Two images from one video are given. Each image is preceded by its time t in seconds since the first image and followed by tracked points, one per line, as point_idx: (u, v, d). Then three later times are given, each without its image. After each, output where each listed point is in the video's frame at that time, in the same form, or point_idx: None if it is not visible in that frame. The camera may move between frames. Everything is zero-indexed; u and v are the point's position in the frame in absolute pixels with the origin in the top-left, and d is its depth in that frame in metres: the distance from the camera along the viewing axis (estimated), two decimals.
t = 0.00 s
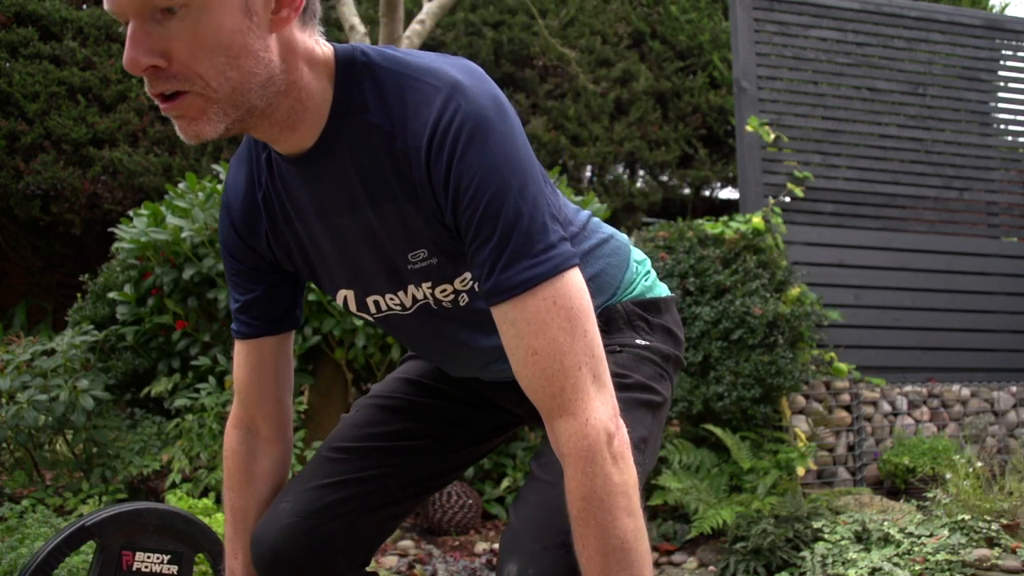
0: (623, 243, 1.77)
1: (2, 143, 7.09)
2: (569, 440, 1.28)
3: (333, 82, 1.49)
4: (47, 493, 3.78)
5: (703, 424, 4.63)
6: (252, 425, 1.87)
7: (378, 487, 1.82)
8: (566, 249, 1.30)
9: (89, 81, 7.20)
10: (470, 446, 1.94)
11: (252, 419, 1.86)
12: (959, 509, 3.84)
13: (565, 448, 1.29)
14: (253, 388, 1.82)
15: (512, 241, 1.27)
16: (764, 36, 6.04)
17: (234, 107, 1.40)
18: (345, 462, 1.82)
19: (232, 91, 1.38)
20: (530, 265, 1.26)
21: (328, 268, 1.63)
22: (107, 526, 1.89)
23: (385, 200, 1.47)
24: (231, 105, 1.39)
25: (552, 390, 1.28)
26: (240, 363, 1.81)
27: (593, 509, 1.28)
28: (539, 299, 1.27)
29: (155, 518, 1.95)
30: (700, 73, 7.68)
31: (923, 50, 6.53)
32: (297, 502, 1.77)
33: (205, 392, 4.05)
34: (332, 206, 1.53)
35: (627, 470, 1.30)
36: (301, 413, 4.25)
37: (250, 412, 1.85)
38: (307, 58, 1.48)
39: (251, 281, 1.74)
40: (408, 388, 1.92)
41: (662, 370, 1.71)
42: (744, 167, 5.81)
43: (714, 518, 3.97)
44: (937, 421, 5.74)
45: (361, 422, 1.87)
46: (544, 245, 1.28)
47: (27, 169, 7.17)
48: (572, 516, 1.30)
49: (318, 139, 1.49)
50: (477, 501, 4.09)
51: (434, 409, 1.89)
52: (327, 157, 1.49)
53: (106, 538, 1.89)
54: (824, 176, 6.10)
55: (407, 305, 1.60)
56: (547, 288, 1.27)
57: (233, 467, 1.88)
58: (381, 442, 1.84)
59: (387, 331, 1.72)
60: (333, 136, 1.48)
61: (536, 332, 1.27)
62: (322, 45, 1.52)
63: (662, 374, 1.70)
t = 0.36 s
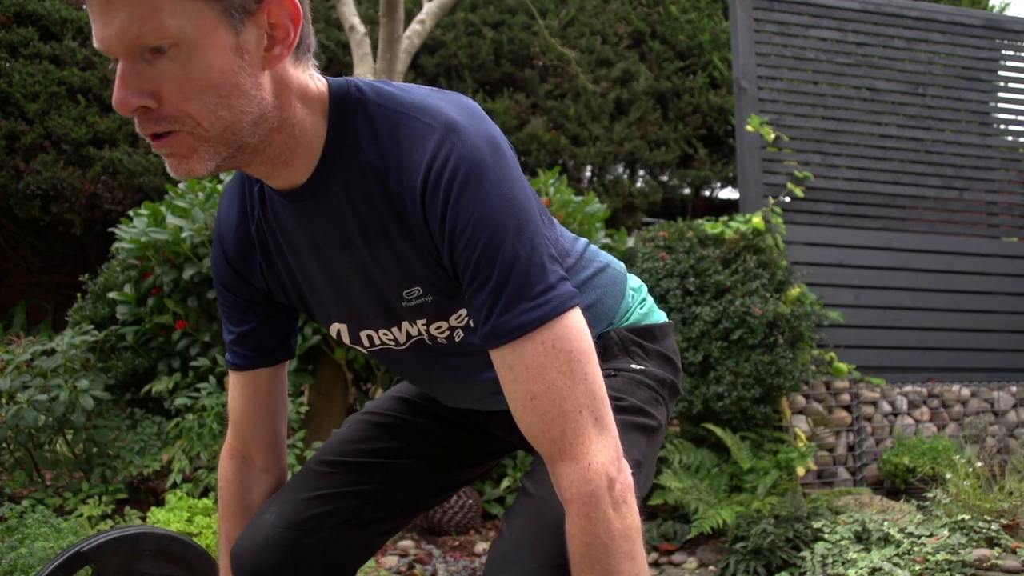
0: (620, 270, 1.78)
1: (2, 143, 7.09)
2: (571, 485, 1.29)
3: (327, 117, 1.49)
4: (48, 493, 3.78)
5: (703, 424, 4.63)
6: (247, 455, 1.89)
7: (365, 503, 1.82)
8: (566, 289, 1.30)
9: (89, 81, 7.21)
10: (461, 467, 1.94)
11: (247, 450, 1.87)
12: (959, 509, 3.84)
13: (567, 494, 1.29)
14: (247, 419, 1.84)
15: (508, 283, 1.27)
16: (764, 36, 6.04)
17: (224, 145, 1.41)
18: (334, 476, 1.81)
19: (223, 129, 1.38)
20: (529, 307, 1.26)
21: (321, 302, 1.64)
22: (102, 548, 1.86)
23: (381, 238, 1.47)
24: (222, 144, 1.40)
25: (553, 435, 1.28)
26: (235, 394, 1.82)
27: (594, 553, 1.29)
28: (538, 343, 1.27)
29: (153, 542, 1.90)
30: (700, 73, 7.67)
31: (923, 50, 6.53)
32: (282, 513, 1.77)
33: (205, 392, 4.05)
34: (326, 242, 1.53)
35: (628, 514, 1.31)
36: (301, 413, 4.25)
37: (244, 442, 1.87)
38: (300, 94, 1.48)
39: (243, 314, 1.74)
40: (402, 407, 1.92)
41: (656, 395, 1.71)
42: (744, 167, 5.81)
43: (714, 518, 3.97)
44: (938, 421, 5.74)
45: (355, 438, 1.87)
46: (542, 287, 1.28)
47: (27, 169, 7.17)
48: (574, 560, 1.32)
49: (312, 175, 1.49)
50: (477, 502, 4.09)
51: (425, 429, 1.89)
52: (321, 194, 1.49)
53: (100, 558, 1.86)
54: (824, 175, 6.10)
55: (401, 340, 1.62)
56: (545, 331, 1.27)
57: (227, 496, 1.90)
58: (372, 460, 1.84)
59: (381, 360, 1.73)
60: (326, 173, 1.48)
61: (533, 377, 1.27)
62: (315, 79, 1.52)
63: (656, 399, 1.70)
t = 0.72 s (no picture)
0: (618, 289, 1.78)
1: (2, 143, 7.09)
2: (567, 509, 1.32)
3: (322, 138, 1.50)
4: (47, 492, 3.78)
5: (703, 424, 4.63)
6: (243, 474, 1.90)
7: (355, 511, 1.83)
8: (561, 312, 1.31)
9: (89, 82, 7.22)
10: (455, 482, 1.94)
11: (243, 469, 1.89)
12: (959, 509, 3.84)
13: (564, 518, 1.32)
14: (244, 438, 1.85)
15: (502, 308, 1.28)
16: (764, 36, 6.04)
17: (219, 167, 1.42)
18: (325, 481, 1.83)
19: (218, 152, 1.40)
20: (524, 331, 1.27)
21: (317, 321, 1.65)
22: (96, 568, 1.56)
23: (375, 260, 1.48)
24: (217, 165, 1.41)
25: (548, 458, 1.30)
26: (233, 412, 1.84)
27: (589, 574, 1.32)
28: (534, 369, 1.28)
29: (149, 561, 1.64)
30: (700, 73, 7.68)
31: (923, 50, 6.53)
32: (270, 517, 1.79)
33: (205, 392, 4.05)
34: (322, 263, 1.54)
35: (625, 536, 1.34)
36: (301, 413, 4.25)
37: (240, 461, 1.88)
38: (296, 115, 1.48)
39: (241, 332, 1.77)
40: (398, 420, 1.93)
41: (651, 413, 1.71)
42: (744, 167, 5.81)
43: (714, 518, 3.97)
44: (938, 421, 5.74)
45: (350, 447, 1.88)
46: (536, 311, 1.29)
47: (27, 169, 7.17)
48: None
49: (307, 196, 1.50)
50: (477, 502, 4.09)
51: (418, 443, 1.89)
52: (316, 216, 1.50)
53: None
54: (824, 175, 6.10)
55: (397, 361, 1.63)
56: (541, 354, 1.28)
57: (225, 514, 1.91)
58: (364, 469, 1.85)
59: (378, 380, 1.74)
60: (321, 195, 1.48)
61: (528, 401, 1.29)
62: (311, 100, 1.52)
63: (651, 417, 1.70)
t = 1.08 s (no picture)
0: (619, 272, 1.79)
1: (2, 143, 7.09)
2: (564, 489, 1.30)
3: (322, 126, 1.50)
4: (47, 492, 3.78)
5: (703, 424, 4.63)
6: (247, 464, 1.88)
7: (364, 503, 1.83)
8: (560, 295, 1.31)
9: (90, 81, 7.22)
10: (462, 470, 1.94)
11: (248, 459, 1.87)
12: (959, 509, 3.84)
13: (561, 496, 1.31)
14: (249, 428, 1.83)
15: (502, 291, 1.28)
16: (764, 36, 6.04)
17: (221, 156, 1.42)
18: (334, 475, 1.83)
19: (219, 141, 1.40)
20: (523, 313, 1.27)
21: (321, 309, 1.64)
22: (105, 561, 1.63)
23: (376, 245, 1.48)
24: (218, 155, 1.41)
25: (546, 439, 1.29)
26: (237, 402, 1.82)
27: (589, 553, 1.30)
28: (533, 349, 1.28)
29: (151, 555, 1.70)
30: (700, 73, 7.68)
31: (923, 50, 6.53)
32: (281, 511, 1.78)
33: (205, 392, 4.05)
34: (324, 250, 1.54)
35: (623, 516, 1.32)
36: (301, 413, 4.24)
37: (245, 451, 1.87)
38: (296, 104, 1.49)
39: (245, 322, 1.76)
40: (403, 409, 1.93)
41: (653, 398, 1.70)
42: (744, 167, 5.81)
43: (714, 518, 3.97)
44: (938, 421, 5.74)
45: (357, 439, 1.88)
46: (535, 293, 1.28)
47: (27, 169, 7.17)
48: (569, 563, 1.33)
49: (308, 184, 1.50)
50: (477, 502, 4.09)
51: (423, 432, 1.89)
52: (318, 203, 1.50)
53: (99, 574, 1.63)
54: (825, 175, 6.10)
55: (401, 345, 1.61)
56: (539, 336, 1.28)
57: (228, 506, 1.89)
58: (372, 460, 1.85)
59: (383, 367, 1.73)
60: (322, 182, 1.49)
61: (527, 382, 1.28)
62: (312, 90, 1.52)
63: (653, 403, 1.70)
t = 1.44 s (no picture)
0: (624, 218, 1.77)
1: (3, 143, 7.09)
2: (565, 410, 1.29)
3: (331, 65, 1.51)
4: (48, 493, 3.78)
5: (703, 424, 4.63)
6: (256, 410, 1.87)
7: (394, 476, 1.83)
8: (565, 223, 1.30)
9: (89, 81, 7.22)
10: (482, 429, 1.94)
11: (257, 404, 1.85)
12: (958, 509, 3.84)
13: (563, 418, 1.29)
14: (258, 373, 1.82)
15: (508, 216, 1.28)
16: (764, 36, 6.04)
17: (233, 93, 1.42)
18: (360, 451, 1.83)
19: (231, 77, 1.41)
20: (529, 239, 1.27)
21: (331, 250, 1.64)
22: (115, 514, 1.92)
23: (385, 179, 1.48)
24: (230, 91, 1.42)
25: (549, 360, 1.28)
26: (246, 347, 1.81)
27: (591, 477, 1.27)
28: (537, 272, 1.27)
29: (162, 512, 1.98)
30: (700, 73, 7.68)
31: (923, 50, 6.53)
32: (315, 494, 1.78)
33: (205, 392, 4.05)
34: (333, 187, 1.54)
35: (626, 437, 1.29)
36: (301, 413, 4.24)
37: (255, 396, 1.85)
38: (305, 43, 1.49)
39: (253, 269, 1.76)
40: (417, 374, 1.92)
41: (660, 353, 1.70)
42: (744, 167, 5.81)
43: (714, 518, 3.96)
44: (938, 421, 5.74)
45: (376, 411, 1.88)
46: (541, 220, 1.28)
47: (27, 169, 7.17)
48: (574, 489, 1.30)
49: (317, 123, 1.51)
50: (477, 501, 4.09)
51: (442, 396, 1.89)
52: (327, 140, 1.51)
53: (113, 525, 1.92)
54: (824, 175, 6.10)
55: (412, 284, 1.61)
56: (543, 261, 1.27)
57: (236, 454, 1.87)
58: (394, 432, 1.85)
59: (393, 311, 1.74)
60: (331, 119, 1.50)
61: (532, 304, 1.27)
62: (319, 30, 1.53)
63: (661, 357, 1.70)
